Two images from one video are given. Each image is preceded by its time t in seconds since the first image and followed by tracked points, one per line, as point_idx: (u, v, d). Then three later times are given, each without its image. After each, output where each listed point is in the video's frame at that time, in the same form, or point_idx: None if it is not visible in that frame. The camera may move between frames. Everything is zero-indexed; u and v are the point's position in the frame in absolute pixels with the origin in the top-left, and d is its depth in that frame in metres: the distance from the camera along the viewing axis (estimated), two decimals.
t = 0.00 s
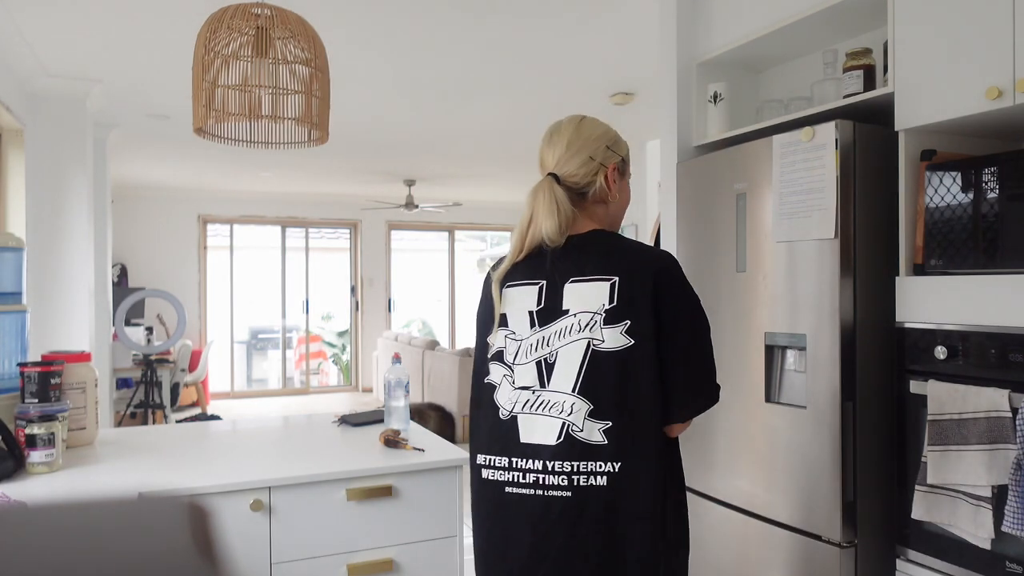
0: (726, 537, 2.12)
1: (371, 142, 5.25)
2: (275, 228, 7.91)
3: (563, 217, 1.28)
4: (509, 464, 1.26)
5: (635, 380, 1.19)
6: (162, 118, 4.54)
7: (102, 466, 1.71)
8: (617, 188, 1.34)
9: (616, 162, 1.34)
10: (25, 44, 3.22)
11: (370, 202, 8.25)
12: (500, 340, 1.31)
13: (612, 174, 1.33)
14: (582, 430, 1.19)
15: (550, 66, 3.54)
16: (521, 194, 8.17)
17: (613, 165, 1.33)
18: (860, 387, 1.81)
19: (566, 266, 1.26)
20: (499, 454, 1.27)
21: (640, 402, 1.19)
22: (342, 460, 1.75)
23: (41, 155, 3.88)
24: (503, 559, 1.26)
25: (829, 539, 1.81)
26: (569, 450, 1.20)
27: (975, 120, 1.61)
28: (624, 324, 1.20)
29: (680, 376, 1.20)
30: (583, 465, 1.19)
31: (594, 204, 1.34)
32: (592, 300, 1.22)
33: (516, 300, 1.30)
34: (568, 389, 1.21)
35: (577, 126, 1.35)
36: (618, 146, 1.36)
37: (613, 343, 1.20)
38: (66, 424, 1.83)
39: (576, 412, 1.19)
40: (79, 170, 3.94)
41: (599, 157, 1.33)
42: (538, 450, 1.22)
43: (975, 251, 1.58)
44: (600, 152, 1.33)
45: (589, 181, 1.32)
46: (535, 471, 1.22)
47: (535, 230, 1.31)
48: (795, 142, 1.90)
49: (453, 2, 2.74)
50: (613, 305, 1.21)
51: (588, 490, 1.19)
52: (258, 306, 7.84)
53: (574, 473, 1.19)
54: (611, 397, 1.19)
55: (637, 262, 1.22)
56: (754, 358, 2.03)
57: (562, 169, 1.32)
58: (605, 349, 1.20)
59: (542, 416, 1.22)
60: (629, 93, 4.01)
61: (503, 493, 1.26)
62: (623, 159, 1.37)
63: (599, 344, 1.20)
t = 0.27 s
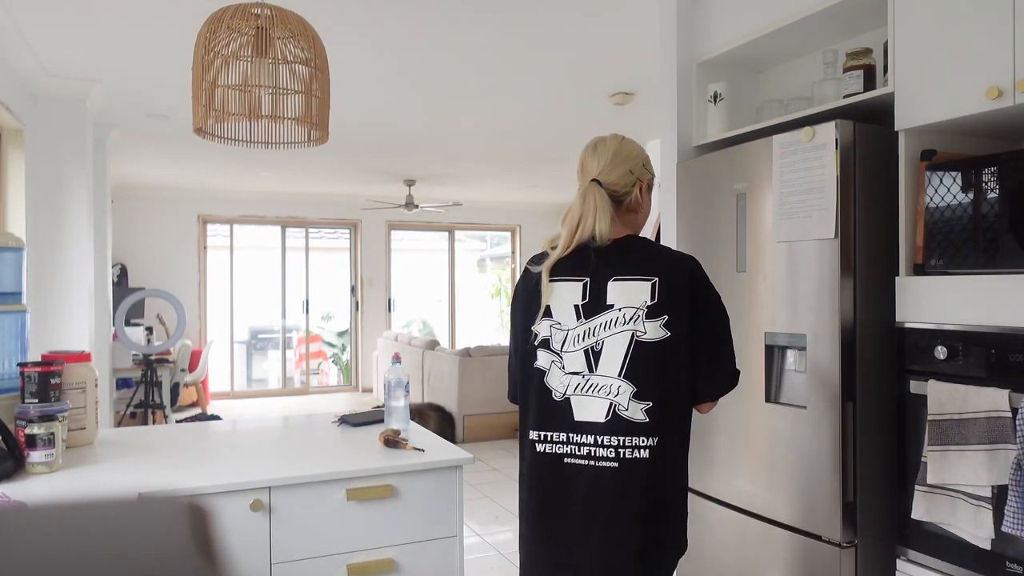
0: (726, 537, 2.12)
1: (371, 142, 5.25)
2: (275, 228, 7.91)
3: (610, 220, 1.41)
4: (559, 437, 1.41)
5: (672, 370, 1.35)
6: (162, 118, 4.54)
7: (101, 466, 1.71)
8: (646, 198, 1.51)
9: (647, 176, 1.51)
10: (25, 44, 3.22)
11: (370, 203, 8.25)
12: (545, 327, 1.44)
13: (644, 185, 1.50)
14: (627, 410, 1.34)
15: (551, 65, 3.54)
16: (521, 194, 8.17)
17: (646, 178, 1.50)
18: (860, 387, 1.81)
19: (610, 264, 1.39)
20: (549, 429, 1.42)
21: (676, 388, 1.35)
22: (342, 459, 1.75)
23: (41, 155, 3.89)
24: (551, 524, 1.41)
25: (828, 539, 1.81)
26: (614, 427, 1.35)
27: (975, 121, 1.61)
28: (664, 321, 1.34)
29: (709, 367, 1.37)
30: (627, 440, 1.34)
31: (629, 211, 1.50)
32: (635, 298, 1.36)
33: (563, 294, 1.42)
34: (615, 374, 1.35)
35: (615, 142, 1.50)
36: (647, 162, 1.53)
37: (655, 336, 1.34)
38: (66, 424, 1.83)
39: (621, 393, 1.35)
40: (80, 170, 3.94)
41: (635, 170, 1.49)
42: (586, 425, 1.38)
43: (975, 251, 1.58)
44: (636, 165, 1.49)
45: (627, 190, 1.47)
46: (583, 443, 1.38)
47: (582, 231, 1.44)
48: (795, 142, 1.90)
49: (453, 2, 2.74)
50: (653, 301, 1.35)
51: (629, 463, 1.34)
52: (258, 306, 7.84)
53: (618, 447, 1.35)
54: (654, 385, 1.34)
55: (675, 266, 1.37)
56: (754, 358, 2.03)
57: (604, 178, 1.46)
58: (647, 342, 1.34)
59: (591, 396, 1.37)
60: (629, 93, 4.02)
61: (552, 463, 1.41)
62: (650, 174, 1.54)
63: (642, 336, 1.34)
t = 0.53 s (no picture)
0: (726, 537, 2.12)
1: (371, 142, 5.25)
2: (275, 227, 7.91)
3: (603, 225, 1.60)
4: (560, 418, 1.59)
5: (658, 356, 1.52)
6: (162, 118, 4.54)
7: (101, 466, 1.70)
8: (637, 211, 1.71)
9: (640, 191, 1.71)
10: (25, 44, 3.22)
11: (370, 202, 8.25)
12: (541, 319, 1.64)
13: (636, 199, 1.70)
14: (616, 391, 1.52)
15: (551, 66, 3.55)
16: (521, 194, 8.16)
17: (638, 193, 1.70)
18: (860, 387, 1.81)
19: (596, 263, 1.58)
20: (551, 411, 1.61)
21: (660, 371, 1.52)
22: (342, 459, 1.75)
23: (41, 155, 3.88)
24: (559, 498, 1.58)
25: (829, 540, 1.81)
26: (605, 406, 1.53)
27: (975, 121, 1.61)
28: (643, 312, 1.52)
29: (693, 353, 1.53)
30: (618, 419, 1.52)
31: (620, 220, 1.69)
32: (618, 291, 1.54)
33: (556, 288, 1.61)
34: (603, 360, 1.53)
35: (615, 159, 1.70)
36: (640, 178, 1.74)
37: (636, 325, 1.52)
38: (66, 424, 1.82)
39: (607, 375, 1.53)
40: (79, 170, 3.94)
41: (630, 185, 1.68)
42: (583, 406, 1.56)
43: (975, 251, 1.58)
44: (631, 180, 1.69)
45: (621, 201, 1.67)
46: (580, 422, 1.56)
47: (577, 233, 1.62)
48: (794, 142, 1.90)
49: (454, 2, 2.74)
50: (634, 294, 1.53)
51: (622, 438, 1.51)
52: (258, 306, 7.84)
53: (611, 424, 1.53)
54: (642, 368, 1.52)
55: (655, 265, 1.54)
56: (754, 358, 2.03)
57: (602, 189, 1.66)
58: (631, 330, 1.52)
59: (584, 380, 1.55)
60: (629, 93, 4.02)
61: (554, 442, 1.59)
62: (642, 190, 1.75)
63: (625, 324, 1.52)
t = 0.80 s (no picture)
0: (726, 537, 2.13)
1: (371, 142, 5.25)
2: (275, 227, 7.91)
3: (560, 243, 1.90)
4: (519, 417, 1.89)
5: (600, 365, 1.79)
6: (161, 118, 4.54)
7: (101, 466, 1.70)
8: (604, 237, 2.00)
9: (609, 220, 2.00)
10: (25, 44, 3.22)
11: (370, 202, 8.25)
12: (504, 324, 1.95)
13: (603, 226, 2.00)
14: (561, 391, 1.81)
15: (551, 66, 3.55)
16: (521, 194, 8.16)
17: (605, 220, 1.99)
18: (860, 387, 1.81)
19: (553, 277, 1.87)
20: (509, 405, 1.91)
21: (597, 382, 1.79)
22: (343, 459, 1.75)
23: (41, 155, 3.88)
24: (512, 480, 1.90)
25: (829, 540, 1.81)
26: (552, 404, 1.82)
27: (976, 121, 1.61)
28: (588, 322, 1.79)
29: (628, 363, 1.80)
30: (560, 417, 1.81)
31: (586, 243, 1.99)
32: (567, 302, 1.82)
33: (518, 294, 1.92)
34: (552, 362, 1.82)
35: (586, 191, 2.02)
36: (612, 209, 2.03)
37: (580, 333, 1.79)
38: (66, 424, 1.82)
39: (552, 376, 1.82)
40: (79, 170, 3.94)
41: (595, 214, 1.97)
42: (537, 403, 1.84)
43: (976, 251, 1.58)
44: (600, 209, 1.99)
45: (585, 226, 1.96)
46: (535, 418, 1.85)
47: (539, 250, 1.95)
48: (794, 142, 1.90)
49: (454, 2, 2.75)
50: (580, 307, 1.81)
51: (566, 433, 1.80)
52: (258, 306, 7.84)
53: (557, 421, 1.81)
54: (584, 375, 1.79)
55: (600, 286, 1.82)
56: (754, 358, 2.02)
57: (568, 215, 1.97)
58: (575, 338, 1.79)
59: (538, 381, 1.84)
60: (629, 93, 4.03)
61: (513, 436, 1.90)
62: (613, 220, 2.03)
63: (571, 331, 1.80)
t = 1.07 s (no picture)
0: (726, 536, 2.13)
1: (371, 142, 5.25)
2: (275, 228, 7.91)
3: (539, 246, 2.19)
4: (476, 380, 2.12)
5: (544, 341, 2.00)
6: (162, 118, 4.54)
7: (100, 466, 1.70)
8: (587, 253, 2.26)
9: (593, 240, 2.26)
10: (25, 44, 3.22)
11: (370, 203, 8.24)
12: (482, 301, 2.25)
13: (587, 244, 2.25)
14: (507, 356, 2.03)
15: (551, 66, 3.55)
16: (521, 194, 8.15)
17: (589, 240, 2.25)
18: (860, 387, 1.81)
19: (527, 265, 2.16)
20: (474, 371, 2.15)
21: (541, 359, 2.00)
22: (343, 459, 1.75)
23: (41, 155, 3.88)
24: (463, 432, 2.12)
25: (829, 540, 1.82)
26: (500, 366, 2.05)
27: (976, 121, 1.61)
28: (550, 302, 2.02)
29: (578, 349, 2.00)
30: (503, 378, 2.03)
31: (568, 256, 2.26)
32: (536, 285, 2.07)
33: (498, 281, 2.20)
34: (507, 330, 2.06)
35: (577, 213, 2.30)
36: (598, 231, 2.28)
37: (539, 310, 2.02)
38: (66, 425, 1.83)
39: (503, 342, 2.06)
40: (80, 170, 3.95)
41: (580, 231, 2.25)
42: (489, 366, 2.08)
43: (976, 250, 1.58)
44: (586, 230, 2.25)
45: (569, 240, 2.25)
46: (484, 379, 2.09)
47: (524, 253, 2.25)
48: (795, 142, 1.90)
49: (454, 2, 2.75)
50: (545, 290, 2.04)
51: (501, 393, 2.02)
52: (258, 306, 7.83)
53: (499, 384, 2.03)
54: (529, 346, 2.00)
55: (569, 283, 2.04)
56: (754, 358, 2.02)
57: (556, 229, 2.27)
58: (533, 313, 2.03)
59: (493, 345, 2.08)
60: (629, 93, 4.03)
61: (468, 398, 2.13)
62: (598, 242, 2.28)
63: (531, 307, 2.03)
